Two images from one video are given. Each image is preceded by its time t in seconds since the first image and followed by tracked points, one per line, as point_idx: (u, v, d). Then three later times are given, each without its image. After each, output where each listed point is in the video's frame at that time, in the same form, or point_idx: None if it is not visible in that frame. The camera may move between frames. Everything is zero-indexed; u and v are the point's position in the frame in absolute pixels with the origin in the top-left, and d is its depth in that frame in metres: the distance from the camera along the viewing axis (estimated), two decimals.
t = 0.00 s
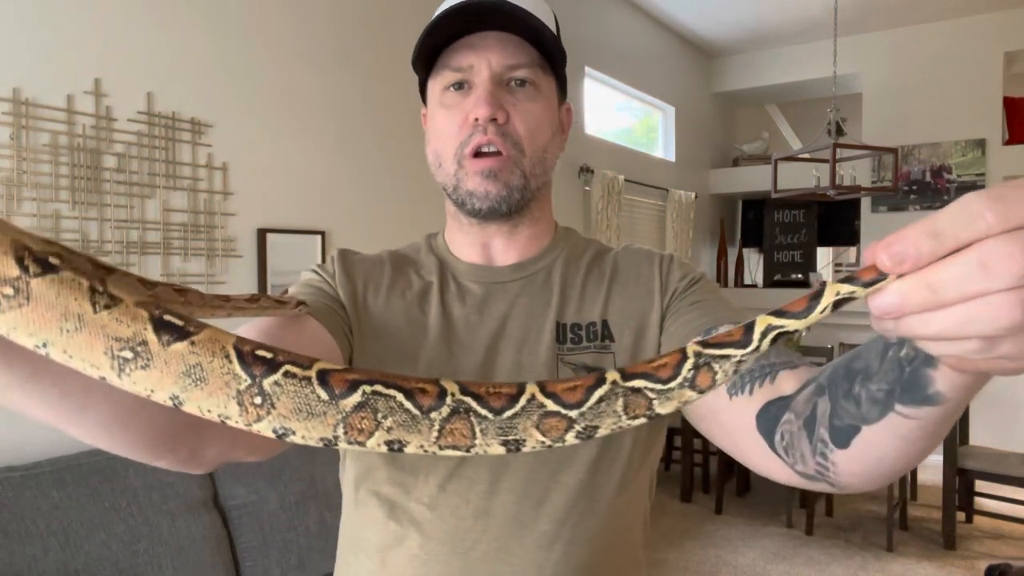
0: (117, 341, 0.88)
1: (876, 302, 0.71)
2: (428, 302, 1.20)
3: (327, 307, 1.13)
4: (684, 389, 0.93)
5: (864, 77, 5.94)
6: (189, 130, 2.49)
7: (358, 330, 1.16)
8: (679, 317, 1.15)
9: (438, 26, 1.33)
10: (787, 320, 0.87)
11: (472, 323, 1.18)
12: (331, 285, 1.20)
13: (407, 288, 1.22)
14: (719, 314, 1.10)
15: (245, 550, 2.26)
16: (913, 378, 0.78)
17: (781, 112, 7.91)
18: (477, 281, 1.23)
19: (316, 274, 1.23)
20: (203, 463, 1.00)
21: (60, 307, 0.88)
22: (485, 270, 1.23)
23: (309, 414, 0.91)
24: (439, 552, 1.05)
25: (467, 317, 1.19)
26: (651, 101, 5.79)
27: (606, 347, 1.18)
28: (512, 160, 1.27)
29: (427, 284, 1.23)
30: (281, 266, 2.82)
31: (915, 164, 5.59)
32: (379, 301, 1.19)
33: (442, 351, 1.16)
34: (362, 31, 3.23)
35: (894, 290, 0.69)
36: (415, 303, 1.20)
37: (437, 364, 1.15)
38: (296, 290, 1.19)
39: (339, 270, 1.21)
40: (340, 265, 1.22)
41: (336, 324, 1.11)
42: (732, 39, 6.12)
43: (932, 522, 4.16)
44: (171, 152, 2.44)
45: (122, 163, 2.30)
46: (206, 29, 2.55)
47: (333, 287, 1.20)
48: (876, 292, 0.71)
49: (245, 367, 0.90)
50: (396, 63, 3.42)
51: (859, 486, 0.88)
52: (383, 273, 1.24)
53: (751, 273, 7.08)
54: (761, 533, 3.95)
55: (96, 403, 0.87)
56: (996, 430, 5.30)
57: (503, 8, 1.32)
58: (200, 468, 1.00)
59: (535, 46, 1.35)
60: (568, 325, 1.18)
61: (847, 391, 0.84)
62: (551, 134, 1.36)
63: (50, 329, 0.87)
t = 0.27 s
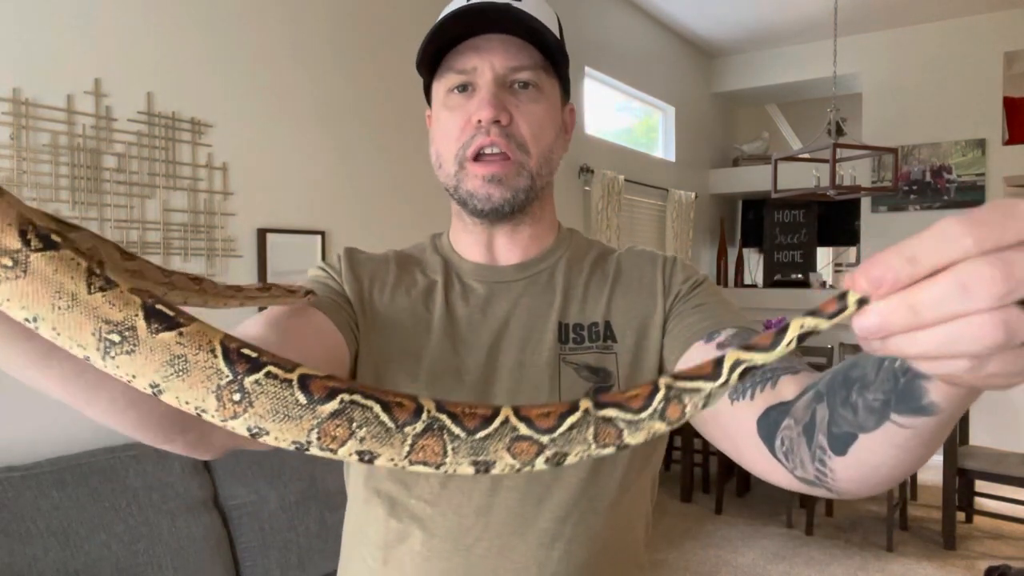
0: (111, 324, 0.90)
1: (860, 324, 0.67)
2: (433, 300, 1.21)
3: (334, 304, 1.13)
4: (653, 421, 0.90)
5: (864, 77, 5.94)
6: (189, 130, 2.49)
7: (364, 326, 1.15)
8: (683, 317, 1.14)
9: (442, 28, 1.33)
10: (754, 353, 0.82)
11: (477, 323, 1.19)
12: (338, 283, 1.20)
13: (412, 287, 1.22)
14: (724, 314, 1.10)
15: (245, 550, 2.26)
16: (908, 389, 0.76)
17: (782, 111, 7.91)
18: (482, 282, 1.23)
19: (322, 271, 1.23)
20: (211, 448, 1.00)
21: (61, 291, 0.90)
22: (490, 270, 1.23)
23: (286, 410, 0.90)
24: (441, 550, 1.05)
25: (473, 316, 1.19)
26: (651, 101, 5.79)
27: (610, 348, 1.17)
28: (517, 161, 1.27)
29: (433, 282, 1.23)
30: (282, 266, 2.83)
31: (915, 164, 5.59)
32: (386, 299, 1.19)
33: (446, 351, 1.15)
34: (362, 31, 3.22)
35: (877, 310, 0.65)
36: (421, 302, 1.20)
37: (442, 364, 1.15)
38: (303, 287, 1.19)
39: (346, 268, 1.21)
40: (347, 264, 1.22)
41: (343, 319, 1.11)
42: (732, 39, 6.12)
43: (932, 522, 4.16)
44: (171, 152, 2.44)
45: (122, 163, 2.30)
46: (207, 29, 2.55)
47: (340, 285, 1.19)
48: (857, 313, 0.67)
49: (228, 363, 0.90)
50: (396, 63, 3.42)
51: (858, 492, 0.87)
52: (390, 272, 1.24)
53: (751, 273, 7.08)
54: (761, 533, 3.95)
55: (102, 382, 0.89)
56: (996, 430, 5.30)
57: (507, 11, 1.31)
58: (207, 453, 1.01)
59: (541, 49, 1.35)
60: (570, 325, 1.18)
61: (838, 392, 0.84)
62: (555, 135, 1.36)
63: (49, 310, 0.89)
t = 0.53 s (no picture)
0: (115, 363, 0.71)
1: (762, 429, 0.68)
2: (435, 300, 1.21)
3: (338, 302, 1.12)
4: (588, 531, 0.79)
5: (864, 77, 5.93)
6: (189, 130, 2.49)
7: (369, 326, 1.15)
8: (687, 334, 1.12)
9: (441, 27, 1.32)
10: (668, 468, 0.71)
11: (477, 323, 1.18)
12: (342, 283, 1.19)
13: (415, 287, 1.22)
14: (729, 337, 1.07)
15: (245, 550, 2.26)
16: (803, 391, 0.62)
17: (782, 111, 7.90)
18: (483, 282, 1.23)
19: (325, 271, 1.21)
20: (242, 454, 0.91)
21: (69, 312, 0.71)
22: (490, 271, 1.23)
23: (267, 477, 0.72)
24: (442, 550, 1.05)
25: (472, 317, 1.19)
26: (651, 101, 5.79)
27: (610, 351, 1.16)
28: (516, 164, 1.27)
29: (434, 282, 1.24)
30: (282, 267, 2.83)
31: (915, 164, 5.59)
32: (389, 300, 1.19)
33: (447, 352, 1.15)
34: (362, 31, 3.22)
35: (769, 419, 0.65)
36: (424, 302, 1.20)
37: (440, 361, 1.14)
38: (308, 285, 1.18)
39: (351, 269, 1.21)
40: (351, 265, 1.21)
41: (348, 318, 1.11)
42: (732, 39, 6.12)
43: (932, 522, 4.17)
44: (171, 152, 2.44)
45: (122, 163, 2.30)
46: (207, 30, 2.55)
47: (344, 285, 1.19)
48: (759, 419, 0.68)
49: (220, 420, 0.71)
50: (396, 63, 3.41)
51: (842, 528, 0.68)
52: (394, 273, 1.24)
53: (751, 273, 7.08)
54: (761, 533, 3.95)
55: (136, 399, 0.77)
56: (996, 430, 5.31)
57: (510, 11, 1.29)
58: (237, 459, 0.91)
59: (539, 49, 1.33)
60: (570, 326, 1.18)
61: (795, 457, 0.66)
62: (554, 137, 1.35)
63: (52, 331, 0.71)
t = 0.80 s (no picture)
0: (169, 423, 0.70)
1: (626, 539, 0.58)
2: (432, 302, 1.16)
3: (346, 313, 1.07)
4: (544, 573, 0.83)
5: (863, 77, 5.94)
6: (189, 130, 2.49)
7: (372, 330, 1.10)
8: (692, 359, 1.08)
9: (424, 28, 1.27)
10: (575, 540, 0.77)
11: (474, 324, 1.14)
12: (345, 289, 1.14)
13: (412, 290, 1.18)
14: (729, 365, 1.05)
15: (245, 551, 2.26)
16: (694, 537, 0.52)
17: (781, 111, 7.91)
18: (478, 283, 1.19)
19: (328, 277, 1.16)
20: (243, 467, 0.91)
21: (142, 368, 0.69)
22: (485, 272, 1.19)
23: (273, 559, 0.74)
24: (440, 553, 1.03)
25: (472, 320, 1.15)
26: (651, 101, 5.79)
27: (608, 353, 1.13)
28: (506, 160, 1.21)
29: (432, 284, 1.19)
30: (282, 267, 2.82)
31: (915, 164, 5.59)
32: (391, 304, 1.14)
33: (445, 352, 1.11)
34: (362, 30, 3.22)
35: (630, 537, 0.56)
36: (421, 304, 1.16)
37: (441, 362, 1.10)
38: (310, 291, 1.12)
39: (350, 275, 1.16)
40: (351, 271, 1.16)
41: (352, 323, 1.05)
42: (732, 39, 6.12)
43: (932, 522, 4.17)
44: (171, 152, 2.44)
45: (122, 163, 2.30)
46: (207, 30, 2.55)
47: (349, 292, 1.13)
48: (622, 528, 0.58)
49: (247, 497, 0.73)
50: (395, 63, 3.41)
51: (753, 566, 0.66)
52: (394, 277, 1.19)
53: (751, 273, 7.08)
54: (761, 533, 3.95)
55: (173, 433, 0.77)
56: (996, 429, 5.31)
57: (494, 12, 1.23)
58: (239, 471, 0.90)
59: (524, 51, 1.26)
60: (569, 327, 1.15)
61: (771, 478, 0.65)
62: (545, 136, 1.30)
63: (114, 382, 0.69)
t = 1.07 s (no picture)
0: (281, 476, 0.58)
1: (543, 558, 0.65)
2: (423, 302, 1.14)
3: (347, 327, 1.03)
4: None
5: (863, 77, 5.94)
6: (189, 130, 2.49)
7: (373, 337, 1.08)
8: (682, 371, 1.10)
9: (405, 38, 1.28)
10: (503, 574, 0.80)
11: (465, 323, 1.12)
12: (344, 300, 1.09)
13: (404, 293, 1.14)
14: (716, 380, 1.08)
15: (245, 550, 2.26)
16: None
17: (781, 111, 7.91)
18: (469, 284, 1.17)
19: (325, 287, 1.11)
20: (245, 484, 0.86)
21: (266, 417, 0.57)
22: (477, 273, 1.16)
23: None
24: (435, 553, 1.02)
25: (465, 320, 1.12)
26: (651, 101, 5.79)
27: (599, 351, 1.11)
28: (491, 160, 1.21)
29: (424, 285, 1.17)
30: (282, 267, 2.82)
31: (915, 164, 5.59)
32: (386, 309, 1.11)
33: (437, 348, 1.09)
34: (362, 30, 3.22)
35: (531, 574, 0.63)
36: (412, 305, 1.13)
37: (435, 360, 1.08)
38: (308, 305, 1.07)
39: (345, 281, 1.12)
40: (346, 277, 1.12)
41: (354, 332, 1.03)
42: (731, 39, 6.12)
43: (932, 522, 4.17)
44: (171, 152, 2.44)
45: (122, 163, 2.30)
46: (207, 30, 2.55)
47: (348, 302, 1.09)
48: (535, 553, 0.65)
49: None
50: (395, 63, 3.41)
51: None
52: (387, 280, 1.16)
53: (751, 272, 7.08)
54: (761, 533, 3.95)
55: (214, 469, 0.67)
56: (996, 429, 5.30)
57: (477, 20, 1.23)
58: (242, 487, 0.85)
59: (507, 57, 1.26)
60: (561, 325, 1.12)
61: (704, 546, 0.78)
62: (530, 137, 1.30)
63: (243, 424, 0.56)
